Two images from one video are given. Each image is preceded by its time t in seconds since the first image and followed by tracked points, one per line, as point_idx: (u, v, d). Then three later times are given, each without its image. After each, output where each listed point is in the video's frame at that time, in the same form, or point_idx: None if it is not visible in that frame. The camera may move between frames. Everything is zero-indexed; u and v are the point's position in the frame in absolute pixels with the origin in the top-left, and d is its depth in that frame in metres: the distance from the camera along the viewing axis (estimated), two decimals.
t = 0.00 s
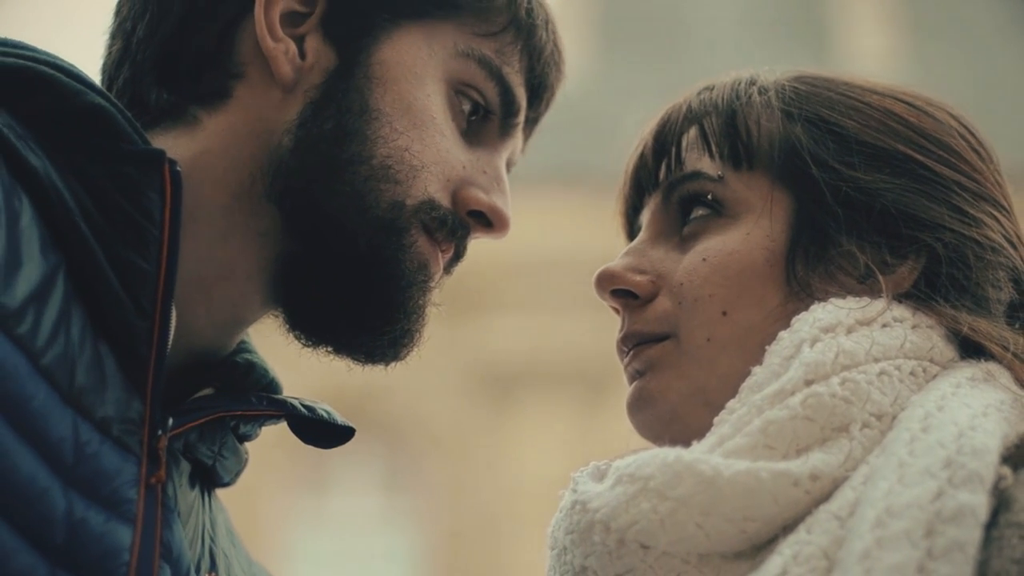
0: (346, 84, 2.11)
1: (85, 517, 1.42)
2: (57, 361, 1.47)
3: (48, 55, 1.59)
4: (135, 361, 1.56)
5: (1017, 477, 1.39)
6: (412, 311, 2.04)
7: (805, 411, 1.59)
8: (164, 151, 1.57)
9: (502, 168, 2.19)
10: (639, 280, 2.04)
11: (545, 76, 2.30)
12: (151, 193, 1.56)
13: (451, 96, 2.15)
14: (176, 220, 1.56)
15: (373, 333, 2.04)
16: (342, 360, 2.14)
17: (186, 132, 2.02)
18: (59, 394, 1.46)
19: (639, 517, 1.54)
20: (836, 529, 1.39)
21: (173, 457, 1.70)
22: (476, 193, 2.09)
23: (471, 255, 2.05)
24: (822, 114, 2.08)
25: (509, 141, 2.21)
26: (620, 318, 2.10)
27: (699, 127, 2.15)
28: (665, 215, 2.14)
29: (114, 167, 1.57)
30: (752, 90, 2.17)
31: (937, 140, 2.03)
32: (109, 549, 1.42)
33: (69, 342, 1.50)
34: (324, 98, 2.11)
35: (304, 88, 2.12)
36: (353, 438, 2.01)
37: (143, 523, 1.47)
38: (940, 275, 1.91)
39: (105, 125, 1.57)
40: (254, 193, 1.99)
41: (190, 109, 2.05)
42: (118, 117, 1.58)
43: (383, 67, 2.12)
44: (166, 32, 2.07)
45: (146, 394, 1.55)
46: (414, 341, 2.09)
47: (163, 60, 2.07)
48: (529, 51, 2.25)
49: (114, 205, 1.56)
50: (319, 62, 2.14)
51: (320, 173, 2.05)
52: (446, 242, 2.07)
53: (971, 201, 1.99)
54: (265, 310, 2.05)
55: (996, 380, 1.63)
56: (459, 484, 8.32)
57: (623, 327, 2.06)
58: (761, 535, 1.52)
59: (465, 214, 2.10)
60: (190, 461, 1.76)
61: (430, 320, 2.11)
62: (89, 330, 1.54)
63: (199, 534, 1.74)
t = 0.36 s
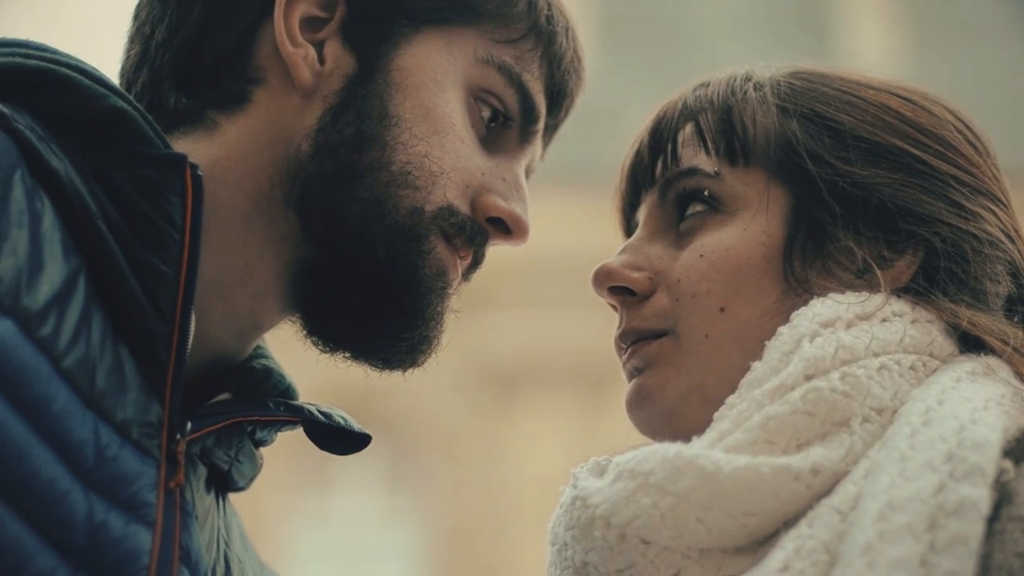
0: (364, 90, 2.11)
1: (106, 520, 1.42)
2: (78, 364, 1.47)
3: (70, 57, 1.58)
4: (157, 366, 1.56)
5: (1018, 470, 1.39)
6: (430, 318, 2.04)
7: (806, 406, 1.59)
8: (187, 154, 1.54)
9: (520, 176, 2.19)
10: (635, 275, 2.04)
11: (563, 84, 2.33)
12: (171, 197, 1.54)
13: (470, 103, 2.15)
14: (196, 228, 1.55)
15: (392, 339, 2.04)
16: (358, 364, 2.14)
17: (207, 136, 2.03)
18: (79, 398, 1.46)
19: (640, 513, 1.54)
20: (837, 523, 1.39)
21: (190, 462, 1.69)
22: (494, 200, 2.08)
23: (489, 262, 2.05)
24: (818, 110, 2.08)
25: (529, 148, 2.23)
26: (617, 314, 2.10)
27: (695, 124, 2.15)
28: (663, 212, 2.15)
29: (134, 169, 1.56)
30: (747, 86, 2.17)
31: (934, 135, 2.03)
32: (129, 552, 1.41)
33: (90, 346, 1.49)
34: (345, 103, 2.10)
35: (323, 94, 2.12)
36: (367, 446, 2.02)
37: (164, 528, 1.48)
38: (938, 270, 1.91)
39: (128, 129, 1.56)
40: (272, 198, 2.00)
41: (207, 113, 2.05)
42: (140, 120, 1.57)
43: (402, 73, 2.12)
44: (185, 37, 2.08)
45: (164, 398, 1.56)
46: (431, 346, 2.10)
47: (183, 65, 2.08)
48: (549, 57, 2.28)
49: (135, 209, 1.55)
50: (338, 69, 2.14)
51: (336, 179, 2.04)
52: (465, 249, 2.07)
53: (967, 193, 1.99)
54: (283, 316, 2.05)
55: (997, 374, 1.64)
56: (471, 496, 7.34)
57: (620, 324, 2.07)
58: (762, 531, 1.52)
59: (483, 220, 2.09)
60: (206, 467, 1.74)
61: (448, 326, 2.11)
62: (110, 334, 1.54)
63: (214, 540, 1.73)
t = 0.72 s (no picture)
0: (389, 86, 2.10)
1: (128, 510, 1.40)
2: (102, 354, 1.45)
3: (94, 45, 1.58)
4: (178, 356, 1.55)
5: None
6: (449, 316, 2.05)
7: (811, 391, 1.58)
8: (210, 145, 1.54)
9: (543, 173, 2.20)
10: (637, 262, 2.04)
11: (589, 81, 2.32)
12: (196, 187, 1.53)
13: (495, 99, 2.15)
14: (220, 219, 1.54)
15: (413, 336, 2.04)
16: (378, 361, 2.13)
17: (228, 128, 2.02)
18: (104, 386, 1.44)
19: (645, 499, 1.54)
20: (843, 509, 1.38)
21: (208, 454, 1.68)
22: (517, 198, 2.09)
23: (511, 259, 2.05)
24: (821, 96, 2.07)
25: (552, 147, 2.23)
26: (620, 301, 2.11)
27: (697, 110, 2.15)
28: (665, 197, 2.15)
29: (161, 160, 1.54)
30: (749, 72, 2.16)
31: (937, 120, 2.02)
32: (150, 543, 1.40)
33: (113, 336, 1.48)
34: (368, 100, 2.09)
35: (346, 88, 2.11)
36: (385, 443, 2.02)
37: (183, 519, 1.46)
38: (942, 254, 1.91)
39: (152, 118, 1.55)
40: (294, 192, 1.99)
41: (229, 104, 2.05)
42: (165, 111, 1.57)
43: (427, 69, 2.12)
44: (207, 28, 2.08)
45: (185, 390, 1.54)
46: (451, 344, 2.10)
47: (205, 56, 2.08)
48: (574, 56, 2.27)
49: (160, 200, 1.55)
50: (361, 64, 2.14)
51: (359, 175, 2.03)
52: (486, 246, 2.07)
53: (969, 177, 1.98)
54: (301, 311, 2.04)
55: (1003, 360, 1.63)
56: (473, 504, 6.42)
57: (623, 310, 2.07)
58: (768, 517, 1.52)
59: (505, 218, 2.10)
60: (223, 459, 1.74)
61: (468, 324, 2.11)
62: (132, 324, 1.52)
63: (230, 534, 1.72)
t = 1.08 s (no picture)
0: (412, 73, 2.10)
1: (148, 494, 1.37)
2: (125, 337, 1.43)
3: (118, 28, 1.56)
4: (199, 341, 1.53)
5: None
6: (472, 304, 2.05)
7: (819, 371, 1.58)
8: (236, 130, 1.52)
9: (566, 162, 2.21)
10: (643, 243, 2.03)
11: (613, 71, 2.30)
12: (220, 171, 1.51)
13: (519, 88, 2.15)
14: (243, 204, 1.52)
15: (434, 323, 2.04)
16: (400, 350, 2.13)
17: (251, 115, 2.01)
18: (125, 369, 1.42)
19: (652, 480, 1.53)
20: (852, 490, 1.38)
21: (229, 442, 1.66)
22: (541, 186, 2.09)
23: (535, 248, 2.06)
24: (828, 76, 2.06)
25: (574, 138, 2.24)
26: (626, 281, 2.11)
27: (704, 89, 2.13)
28: (671, 177, 2.14)
29: (187, 145, 1.53)
30: (756, 51, 2.14)
31: (943, 100, 2.01)
32: (170, 528, 1.37)
33: (136, 320, 1.45)
34: (391, 88, 2.08)
35: (370, 75, 2.10)
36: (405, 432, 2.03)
37: (203, 505, 1.42)
38: (950, 236, 1.89)
39: (176, 103, 1.54)
40: (318, 178, 1.97)
41: (253, 90, 2.03)
42: (190, 95, 1.55)
43: (452, 56, 2.12)
44: (231, 13, 2.06)
45: (205, 376, 1.52)
46: (472, 333, 2.10)
47: (227, 43, 2.06)
48: (599, 45, 2.26)
49: (184, 185, 1.53)
50: (385, 50, 2.13)
51: (384, 162, 2.02)
52: (510, 236, 2.08)
53: (977, 157, 1.96)
54: (323, 298, 2.03)
55: (1011, 341, 1.62)
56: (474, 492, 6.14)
57: (629, 291, 2.07)
58: (776, 498, 1.51)
59: (529, 206, 2.10)
60: (242, 447, 1.73)
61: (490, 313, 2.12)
62: (154, 308, 1.51)
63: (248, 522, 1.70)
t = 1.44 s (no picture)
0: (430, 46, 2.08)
1: (161, 464, 1.37)
2: (138, 307, 1.43)
3: None
4: (213, 312, 1.52)
5: None
6: (489, 276, 2.07)
7: (827, 343, 1.57)
8: (250, 100, 1.49)
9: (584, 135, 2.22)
10: (650, 215, 2.05)
11: (632, 44, 2.28)
12: (234, 142, 1.50)
13: (535, 60, 2.14)
14: (259, 174, 1.50)
15: (451, 295, 2.06)
16: (414, 321, 2.14)
17: (266, 83, 2.01)
18: (139, 339, 1.42)
19: (659, 450, 1.54)
20: (861, 462, 1.38)
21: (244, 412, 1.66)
22: (557, 159, 2.09)
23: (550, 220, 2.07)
24: (835, 47, 2.04)
25: (592, 109, 2.24)
26: (633, 253, 2.12)
27: (710, 61, 2.12)
28: (678, 149, 2.14)
29: (199, 116, 1.51)
30: (762, 23, 2.13)
31: (951, 71, 1.99)
32: (183, 498, 1.37)
33: (150, 289, 1.46)
34: (409, 57, 2.07)
35: (386, 46, 2.09)
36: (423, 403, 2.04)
37: (217, 475, 1.42)
38: (958, 206, 1.89)
39: (191, 72, 1.53)
40: (333, 149, 1.96)
41: (268, 60, 2.03)
42: (206, 66, 1.54)
43: (469, 28, 2.11)
44: None
45: (220, 344, 1.52)
46: (488, 305, 2.12)
47: (244, 13, 2.06)
48: (617, 18, 2.24)
49: (198, 155, 1.52)
50: (402, 22, 2.12)
51: (399, 135, 2.01)
52: (525, 207, 2.08)
53: (985, 130, 1.95)
54: (338, 270, 2.04)
55: (1019, 313, 1.62)
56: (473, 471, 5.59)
57: (636, 263, 2.08)
58: (783, 469, 1.51)
59: (544, 178, 2.10)
60: (257, 417, 1.73)
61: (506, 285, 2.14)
62: (168, 279, 1.51)
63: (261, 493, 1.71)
